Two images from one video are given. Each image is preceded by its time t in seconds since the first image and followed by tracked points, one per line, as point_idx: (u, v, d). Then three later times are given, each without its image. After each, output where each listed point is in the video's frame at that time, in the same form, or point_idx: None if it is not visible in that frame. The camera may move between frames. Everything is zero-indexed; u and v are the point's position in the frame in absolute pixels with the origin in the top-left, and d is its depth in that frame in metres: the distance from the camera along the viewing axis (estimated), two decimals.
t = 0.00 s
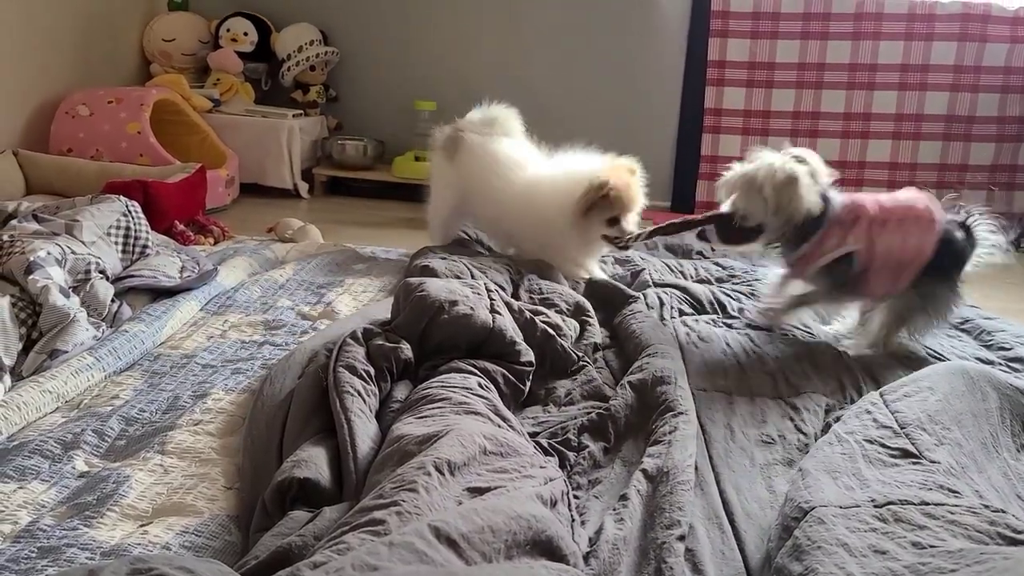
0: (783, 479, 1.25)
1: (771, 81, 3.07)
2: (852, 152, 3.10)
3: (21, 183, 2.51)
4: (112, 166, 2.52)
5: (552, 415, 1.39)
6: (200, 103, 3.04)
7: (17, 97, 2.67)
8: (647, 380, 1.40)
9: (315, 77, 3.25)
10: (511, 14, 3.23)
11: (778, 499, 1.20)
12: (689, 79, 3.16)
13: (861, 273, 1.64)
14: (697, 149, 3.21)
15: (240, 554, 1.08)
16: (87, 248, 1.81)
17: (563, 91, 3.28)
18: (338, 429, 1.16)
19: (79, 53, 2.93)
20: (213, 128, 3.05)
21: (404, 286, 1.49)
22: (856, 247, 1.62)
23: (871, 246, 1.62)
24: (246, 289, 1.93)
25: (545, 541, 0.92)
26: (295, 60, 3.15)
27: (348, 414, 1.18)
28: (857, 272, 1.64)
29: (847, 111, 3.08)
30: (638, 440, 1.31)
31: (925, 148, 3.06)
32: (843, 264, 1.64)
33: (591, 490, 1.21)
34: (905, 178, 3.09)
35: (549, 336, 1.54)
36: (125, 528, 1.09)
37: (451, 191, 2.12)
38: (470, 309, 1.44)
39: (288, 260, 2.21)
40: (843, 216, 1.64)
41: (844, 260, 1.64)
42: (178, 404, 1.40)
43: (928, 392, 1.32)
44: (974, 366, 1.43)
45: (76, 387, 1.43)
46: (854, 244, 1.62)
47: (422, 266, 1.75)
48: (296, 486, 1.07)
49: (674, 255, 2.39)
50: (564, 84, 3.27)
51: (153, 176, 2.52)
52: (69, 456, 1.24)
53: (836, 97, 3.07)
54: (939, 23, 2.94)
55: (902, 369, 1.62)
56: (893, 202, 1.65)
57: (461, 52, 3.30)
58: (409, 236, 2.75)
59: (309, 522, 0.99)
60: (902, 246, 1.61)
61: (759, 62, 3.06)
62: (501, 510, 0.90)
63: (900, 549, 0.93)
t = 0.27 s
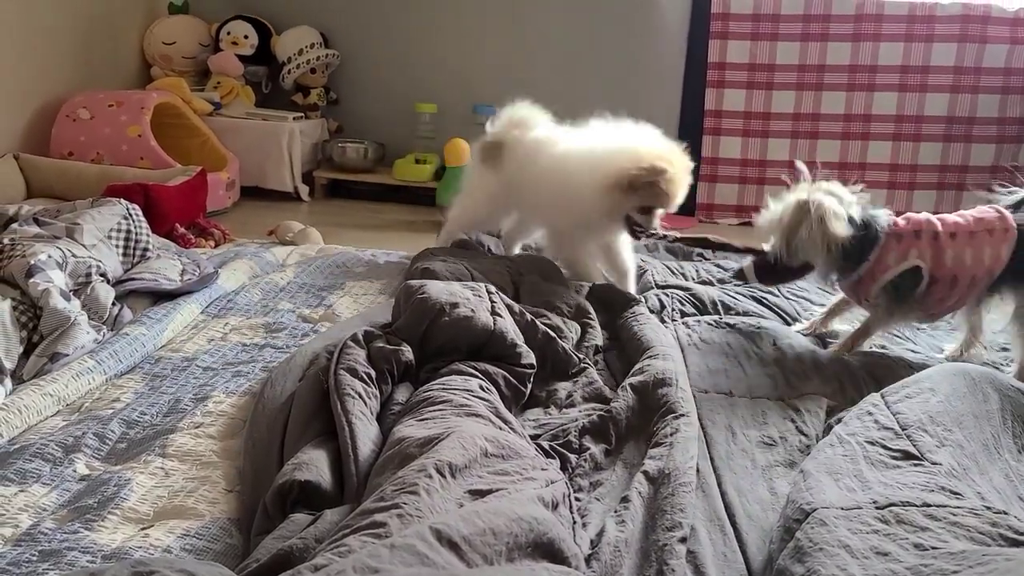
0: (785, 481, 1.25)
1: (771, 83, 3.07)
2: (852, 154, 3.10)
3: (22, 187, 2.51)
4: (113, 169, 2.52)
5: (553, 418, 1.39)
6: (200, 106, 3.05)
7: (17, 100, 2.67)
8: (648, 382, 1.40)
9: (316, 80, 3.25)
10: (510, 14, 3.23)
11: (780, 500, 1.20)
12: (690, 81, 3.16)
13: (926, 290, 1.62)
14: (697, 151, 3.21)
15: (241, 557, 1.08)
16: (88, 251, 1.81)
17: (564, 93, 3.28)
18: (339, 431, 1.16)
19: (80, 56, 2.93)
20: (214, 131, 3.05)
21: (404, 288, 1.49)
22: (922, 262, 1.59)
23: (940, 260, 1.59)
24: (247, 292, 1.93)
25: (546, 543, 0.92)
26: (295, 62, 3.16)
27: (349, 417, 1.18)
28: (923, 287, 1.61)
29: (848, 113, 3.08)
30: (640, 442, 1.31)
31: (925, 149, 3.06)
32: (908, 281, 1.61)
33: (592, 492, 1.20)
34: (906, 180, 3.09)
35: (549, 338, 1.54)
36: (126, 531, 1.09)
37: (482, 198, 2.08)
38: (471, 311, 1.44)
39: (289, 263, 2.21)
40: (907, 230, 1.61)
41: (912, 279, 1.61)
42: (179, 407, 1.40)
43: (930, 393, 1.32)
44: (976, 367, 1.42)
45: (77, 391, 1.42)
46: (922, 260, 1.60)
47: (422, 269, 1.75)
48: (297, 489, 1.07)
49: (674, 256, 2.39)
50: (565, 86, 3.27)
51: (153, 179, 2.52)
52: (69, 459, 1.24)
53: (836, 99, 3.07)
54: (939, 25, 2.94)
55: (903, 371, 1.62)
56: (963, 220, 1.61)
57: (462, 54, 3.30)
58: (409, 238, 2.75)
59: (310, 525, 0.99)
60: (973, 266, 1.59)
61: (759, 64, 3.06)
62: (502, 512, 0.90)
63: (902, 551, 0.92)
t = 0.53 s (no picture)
0: (786, 482, 1.25)
1: (772, 83, 3.07)
2: (853, 154, 3.10)
3: (22, 189, 2.52)
4: (114, 171, 2.52)
5: (554, 419, 1.39)
6: (201, 107, 3.05)
7: (18, 102, 2.67)
8: (650, 384, 1.40)
9: (316, 81, 3.25)
10: (510, 14, 3.23)
11: (781, 501, 1.20)
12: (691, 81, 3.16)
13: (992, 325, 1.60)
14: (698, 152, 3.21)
15: (242, 558, 1.08)
16: (88, 252, 1.81)
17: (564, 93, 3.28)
18: (339, 433, 1.16)
19: (80, 58, 2.93)
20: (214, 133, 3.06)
21: (405, 289, 1.49)
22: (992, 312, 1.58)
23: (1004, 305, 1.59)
24: (248, 293, 1.93)
25: (547, 544, 0.91)
26: (296, 64, 3.16)
27: (350, 418, 1.18)
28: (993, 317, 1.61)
29: (848, 113, 3.08)
30: (641, 443, 1.31)
31: (926, 150, 3.06)
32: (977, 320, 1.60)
33: (593, 493, 1.20)
34: (906, 180, 3.09)
35: (550, 339, 1.54)
36: (127, 533, 1.09)
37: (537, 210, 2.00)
38: (472, 312, 1.44)
39: (290, 264, 2.21)
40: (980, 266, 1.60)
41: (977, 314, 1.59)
42: (180, 408, 1.40)
43: (931, 394, 1.31)
44: (976, 368, 1.42)
45: (78, 392, 1.42)
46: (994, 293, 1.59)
47: (422, 270, 1.75)
48: (297, 490, 1.06)
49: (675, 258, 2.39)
50: (564, 85, 3.27)
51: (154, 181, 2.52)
52: (70, 460, 1.24)
53: (836, 100, 3.07)
54: (940, 25, 2.94)
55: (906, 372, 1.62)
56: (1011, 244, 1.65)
57: (462, 54, 3.30)
58: (410, 239, 2.75)
59: (311, 526, 0.99)
60: None
61: (759, 65, 3.06)
62: (503, 513, 0.90)
63: (903, 551, 0.92)
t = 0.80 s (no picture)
0: (787, 482, 1.25)
1: (772, 84, 3.07)
2: (853, 154, 3.11)
3: (23, 190, 2.52)
4: (114, 172, 2.52)
5: (554, 420, 1.39)
6: (201, 109, 3.05)
7: (19, 104, 2.67)
8: (650, 384, 1.39)
9: (317, 82, 3.26)
10: (510, 14, 3.23)
11: (782, 502, 1.20)
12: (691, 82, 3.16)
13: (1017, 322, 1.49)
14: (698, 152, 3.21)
15: (243, 559, 1.08)
16: (89, 254, 1.82)
17: (564, 93, 3.28)
18: (340, 434, 1.16)
19: (80, 59, 2.93)
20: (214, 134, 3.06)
21: (406, 290, 1.49)
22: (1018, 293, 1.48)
23: None
24: (248, 294, 1.93)
25: (548, 545, 0.91)
26: (296, 65, 3.16)
27: (350, 419, 1.18)
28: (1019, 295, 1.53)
29: (848, 114, 3.08)
30: (641, 444, 1.31)
31: (926, 150, 3.06)
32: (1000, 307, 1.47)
33: (594, 494, 1.20)
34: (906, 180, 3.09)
35: (550, 339, 1.54)
36: (127, 534, 1.09)
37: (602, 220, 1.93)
38: (472, 313, 1.44)
39: (291, 265, 2.21)
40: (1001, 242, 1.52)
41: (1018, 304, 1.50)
42: (181, 409, 1.40)
43: (932, 395, 1.31)
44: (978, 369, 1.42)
45: (79, 393, 1.43)
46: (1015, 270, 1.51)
47: (422, 271, 1.75)
48: (298, 492, 1.06)
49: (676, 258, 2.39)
50: (565, 86, 3.28)
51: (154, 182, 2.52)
52: (70, 462, 1.24)
53: (836, 100, 3.07)
54: (940, 25, 2.94)
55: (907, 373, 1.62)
56: None
57: (462, 55, 3.30)
58: (410, 240, 2.76)
59: (311, 527, 0.99)
60: None
61: (759, 65, 3.06)
62: (503, 514, 0.90)
63: (904, 551, 0.92)
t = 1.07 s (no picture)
0: (788, 482, 1.25)
1: (772, 85, 3.07)
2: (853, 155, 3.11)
3: (23, 193, 2.52)
4: (114, 175, 2.53)
5: (555, 421, 1.39)
6: (201, 111, 3.06)
7: (19, 107, 2.68)
8: (651, 385, 1.39)
9: (317, 84, 3.26)
10: (510, 15, 3.23)
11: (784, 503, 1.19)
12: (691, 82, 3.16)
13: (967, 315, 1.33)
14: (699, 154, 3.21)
15: (243, 561, 1.08)
16: (90, 256, 1.82)
17: (564, 94, 3.28)
18: (341, 436, 1.16)
19: (81, 62, 2.93)
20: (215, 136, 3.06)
21: (406, 292, 1.49)
22: (956, 284, 1.31)
23: (980, 282, 1.31)
24: (248, 296, 1.93)
25: (549, 546, 0.91)
26: (296, 68, 3.16)
27: (351, 421, 1.18)
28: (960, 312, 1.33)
29: (849, 115, 3.08)
30: (642, 445, 1.31)
31: (926, 151, 3.06)
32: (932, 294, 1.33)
33: (595, 497, 1.20)
34: (907, 181, 3.09)
35: (551, 341, 1.54)
36: (128, 536, 1.09)
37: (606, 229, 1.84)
38: (473, 314, 1.44)
39: (291, 267, 2.21)
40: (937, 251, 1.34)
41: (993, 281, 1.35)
42: (181, 412, 1.40)
43: (934, 396, 1.31)
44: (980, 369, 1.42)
45: (80, 396, 1.43)
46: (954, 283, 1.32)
47: (423, 273, 1.75)
48: (299, 493, 1.06)
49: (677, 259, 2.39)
50: (565, 87, 3.28)
51: (155, 185, 2.52)
52: (71, 464, 1.24)
53: (836, 101, 3.07)
54: (939, 26, 2.94)
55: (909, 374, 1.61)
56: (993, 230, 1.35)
57: (462, 56, 3.31)
58: (411, 242, 2.76)
59: (312, 529, 0.99)
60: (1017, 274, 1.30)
61: (759, 66, 3.06)
62: (504, 515, 0.90)
63: (906, 551, 0.92)
